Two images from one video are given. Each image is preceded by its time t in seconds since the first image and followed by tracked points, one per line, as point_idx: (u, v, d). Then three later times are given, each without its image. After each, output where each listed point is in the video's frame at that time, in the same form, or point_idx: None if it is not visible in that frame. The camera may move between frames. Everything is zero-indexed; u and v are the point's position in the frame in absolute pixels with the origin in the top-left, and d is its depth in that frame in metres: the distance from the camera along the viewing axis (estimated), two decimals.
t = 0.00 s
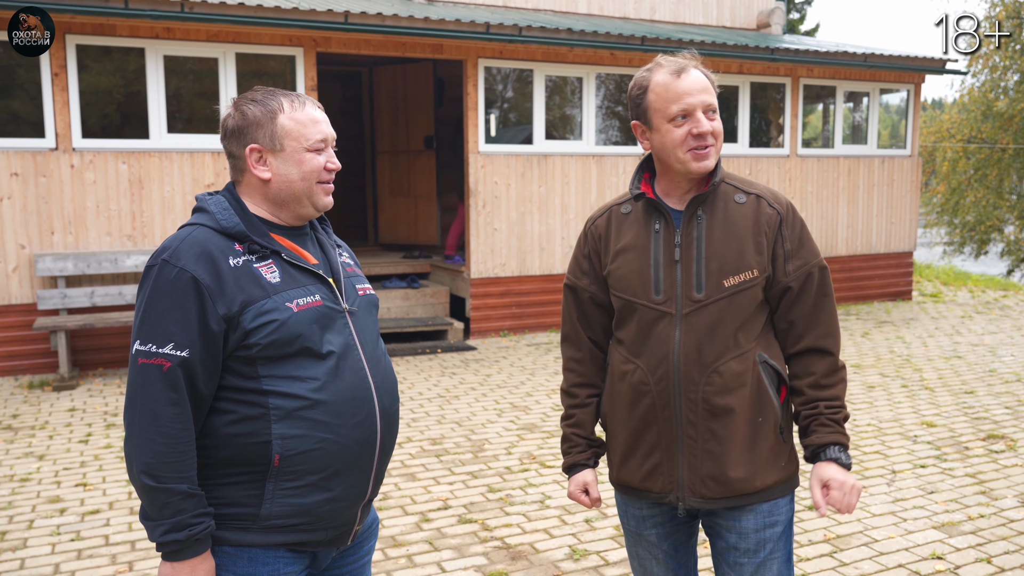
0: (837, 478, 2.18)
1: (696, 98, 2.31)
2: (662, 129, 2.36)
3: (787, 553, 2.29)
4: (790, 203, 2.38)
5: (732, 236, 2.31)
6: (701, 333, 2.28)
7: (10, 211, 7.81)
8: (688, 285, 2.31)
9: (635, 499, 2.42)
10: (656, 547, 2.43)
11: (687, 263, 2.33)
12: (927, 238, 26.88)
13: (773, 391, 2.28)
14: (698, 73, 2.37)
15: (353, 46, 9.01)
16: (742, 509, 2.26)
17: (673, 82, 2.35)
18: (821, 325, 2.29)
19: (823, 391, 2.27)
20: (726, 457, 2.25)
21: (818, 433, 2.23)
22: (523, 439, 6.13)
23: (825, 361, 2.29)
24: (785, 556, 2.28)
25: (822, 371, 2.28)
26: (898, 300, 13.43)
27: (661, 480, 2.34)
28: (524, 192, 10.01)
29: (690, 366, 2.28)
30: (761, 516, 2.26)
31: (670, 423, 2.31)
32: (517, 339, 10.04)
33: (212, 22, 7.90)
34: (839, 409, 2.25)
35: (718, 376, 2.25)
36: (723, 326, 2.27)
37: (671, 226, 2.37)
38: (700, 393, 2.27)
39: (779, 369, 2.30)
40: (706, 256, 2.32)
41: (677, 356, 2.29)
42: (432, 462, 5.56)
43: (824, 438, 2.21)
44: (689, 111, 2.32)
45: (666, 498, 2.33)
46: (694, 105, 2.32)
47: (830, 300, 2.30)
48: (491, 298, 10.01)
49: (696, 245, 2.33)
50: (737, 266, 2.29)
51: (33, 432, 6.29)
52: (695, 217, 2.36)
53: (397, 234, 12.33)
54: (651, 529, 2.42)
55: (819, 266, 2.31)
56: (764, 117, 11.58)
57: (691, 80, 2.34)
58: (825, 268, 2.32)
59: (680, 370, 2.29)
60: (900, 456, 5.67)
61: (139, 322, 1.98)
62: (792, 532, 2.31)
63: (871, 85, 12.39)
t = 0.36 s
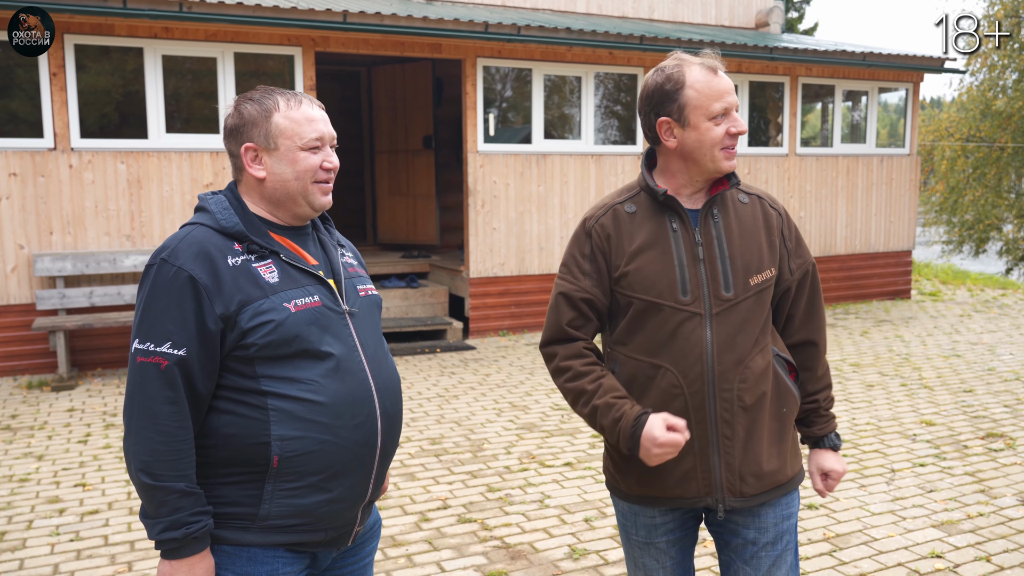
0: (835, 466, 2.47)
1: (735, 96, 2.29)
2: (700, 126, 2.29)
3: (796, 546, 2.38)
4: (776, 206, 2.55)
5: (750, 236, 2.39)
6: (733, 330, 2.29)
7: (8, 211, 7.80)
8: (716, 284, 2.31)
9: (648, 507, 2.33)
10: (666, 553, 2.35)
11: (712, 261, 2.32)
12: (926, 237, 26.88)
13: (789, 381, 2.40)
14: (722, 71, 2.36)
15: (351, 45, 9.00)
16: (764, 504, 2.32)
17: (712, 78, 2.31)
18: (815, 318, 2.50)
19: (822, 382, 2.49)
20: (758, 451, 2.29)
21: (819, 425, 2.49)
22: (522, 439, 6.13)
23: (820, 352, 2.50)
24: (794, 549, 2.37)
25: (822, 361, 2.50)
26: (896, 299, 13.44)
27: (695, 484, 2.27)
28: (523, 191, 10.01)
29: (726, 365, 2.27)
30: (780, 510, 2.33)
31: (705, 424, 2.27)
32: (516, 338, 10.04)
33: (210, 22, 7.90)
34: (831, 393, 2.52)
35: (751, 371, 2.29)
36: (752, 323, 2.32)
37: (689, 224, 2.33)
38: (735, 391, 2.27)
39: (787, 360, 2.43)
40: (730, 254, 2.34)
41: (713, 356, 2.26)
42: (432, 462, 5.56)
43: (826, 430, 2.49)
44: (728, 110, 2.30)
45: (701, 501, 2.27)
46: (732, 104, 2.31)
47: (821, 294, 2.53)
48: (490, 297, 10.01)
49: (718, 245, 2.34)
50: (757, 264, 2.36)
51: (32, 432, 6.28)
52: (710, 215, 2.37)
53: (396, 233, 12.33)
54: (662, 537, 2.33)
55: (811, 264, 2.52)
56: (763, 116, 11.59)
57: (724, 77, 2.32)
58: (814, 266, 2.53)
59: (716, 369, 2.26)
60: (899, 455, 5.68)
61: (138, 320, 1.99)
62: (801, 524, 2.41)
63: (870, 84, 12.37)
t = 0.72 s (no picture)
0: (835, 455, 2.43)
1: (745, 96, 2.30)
2: (711, 126, 2.29)
3: (798, 543, 2.38)
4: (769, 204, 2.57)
5: (750, 236, 2.40)
6: (738, 330, 2.31)
7: (10, 210, 7.81)
8: (720, 284, 2.32)
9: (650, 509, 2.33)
10: (668, 553, 2.35)
11: (717, 262, 2.32)
12: (927, 235, 26.88)
13: (789, 378, 2.43)
14: (731, 69, 2.35)
15: (352, 44, 9.00)
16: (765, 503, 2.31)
17: (723, 77, 2.31)
18: (813, 315, 2.53)
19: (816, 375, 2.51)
20: (764, 450, 2.30)
21: (818, 415, 2.49)
22: (524, 437, 6.13)
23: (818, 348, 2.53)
24: (795, 548, 2.37)
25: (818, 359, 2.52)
26: (898, 297, 13.44)
27: (705, 486, 2.27)
28: (524, 190, 10.01)
29: (732, 365, 2.27)
30: (780, 509, 2.33)
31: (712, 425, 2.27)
32: (517, 337, 10.05)
33: (211, 21, 7.90)
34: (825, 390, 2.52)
35: (756, 370, 2.30)
36: (756, 324, 2.34)
37: (693, 225, 2.34)
38: (742, 391, 2.28)
39: (788, 359, 2.45)
40: (734, 254, 2.35)
41: (719, 356, 2.27)
42: (433, 460, 5.56)
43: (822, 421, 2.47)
44: (737, 110, 2.30)
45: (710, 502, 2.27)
46: (741, 102, 2.31)
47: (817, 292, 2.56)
48: (491, 296, 10.01)
49: (722, 245, 2.35)
50: (760, 264, 2.38)
51: (34, 431, 6.29)
52: (712, 216, 2.38)
53: (397, 232, 12.33)
54: (664, 537, 2.34)
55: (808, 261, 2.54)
56: (763, 114, 11.59)
57: (733, 76, 2.33)
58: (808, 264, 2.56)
59: (723, 370, 2.27)
60: (901, 453, 5.67)
61: (138, 321, 1.98)
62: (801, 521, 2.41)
63: (872, 83, 12.36)
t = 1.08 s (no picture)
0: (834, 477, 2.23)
1: (725, 94, 2.28)
2: (687, 124, 2.30)
3: (800, 549, 2.33)
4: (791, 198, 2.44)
5: (744, 236, 2.34)
6: (719, 334, 2.28)
7: (13, 211, 7.82)
8: (703, 287, 2.30)
9: (642, 504, 2.39)
10: (662, 552, 2.39)
11: (700, 264, 2.32)
12: (930, 236, 26.85)
13: (788, 387, 2.32)
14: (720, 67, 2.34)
15: (356, 45, 9.00)
16: (755, 511, 2.28)
17: (705, 74, 2.30)
18: (832, 318, 2.35)
19: (838, 380, 2.32)
20: (746, 458, 2.26)
21: (831, 422, 2.28)
22: (526, 438, 6.14)
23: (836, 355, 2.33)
24: (798, 557, 2.31)
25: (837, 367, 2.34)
26: (901, 297, 13.43)
27: (678, 487, 2.31)
28: (527, 191, 10.02)
29: (708, 370, 2.27)
30: (773, 518, 2.29)
31: (687, 428, 2.29)
32: (520, 338, 10.05)
33: (214, 22, 7.91)
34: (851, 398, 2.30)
35: (737, 376, 2.26)
36: (741, 328, 2.28)
37: (680, 225, 2.35)
38: (718, 396, 2.27)
39: (791, 365, 2.34)
40: (720, 256, 2.32)
41: (694, 360, 2.28)
42: (436, 461, 5.57)
43: (834, 429, 2.27)
44: (716, 108, 2.29)
45: (684, 504, 2.32)
46: (723, 100, 2.30)
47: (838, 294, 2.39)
48: (494, 296, 10.02)
49: (709, 246, 2.33)
50: (750, 266, 2.31)
51: (38, 432, 6.30)
52: (704, 215, 2.36)
53: (400, 232, 12.34)
54: (657, 534, 2.39)
55: (826, 261, 2.38)
56: (766, 115, 11.58)
57: (719, 74, 2.31)
58: (830, 264, 2.40)
59: (699, 374, 2.27)
60: (904, 454, 5.67)
61: (132, 328, 1.98)
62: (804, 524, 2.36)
63: (874, 83, 12.37)
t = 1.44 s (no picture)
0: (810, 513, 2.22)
1: (700, 95, 2.29)
2: (663, 125, 2.35)
3: (783, 559, 2.28)
4: (794, 203, 2.30)
5: (725, 241, 2.30)
6: (687, 338, 2.29)
7: (16, 210, 7.83)
8: (677, 289, 2.33)
9: (629, 495, 2.48)
10: (652, 542, 2.48)
11: (678, 266, 2.35)
12: (932, 235, 26.79)
13: (763, 400, 2.25)
14: (704, 67, 2.35)
15: (357, 44, 8.99)
16: (729, 517, 2.26)
17: (680, 76, 2.33)
18: (819, 334, 2.23)
19: (815, 413, 2.23)
20: (709, 462, 2.26)
21: (808, 457, 2.22)
22: (528, 436, 6.14)
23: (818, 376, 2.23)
24: (778, 565, 2.27)
25: (820, 387, 2.22)
26: (903, 296, 13.42)
27: (648, 480, 2.39)
28: (528, 189, 10.01)
29: (673, 371, 2.30)
30: (749, 525, 2.26)
31: (656, 425, 2.36)
32: (521, 336, 10.06)
33: (216, 21, 7.91)
34: (830, 431, 2.20)
35: (701, 382, 2.26)
36: (709, 334, 2.27)
37: (670, 226, 2.41)
38: (683, 399, 2.29)
39: (772, 376, 2.27)
40: (699, 260, 2.32)
41: (662, 360, 2.32)
42: (438, 459, 5.57)
43: (810, 467, 2.20)
44: (691, 109, 2.31)
45: (651, 498, 2.39)
46: (698, 101, 2.30)
47: (829, 310, 2.24)
48: (495, 295, 10.02)
49: (690, 249, 2.34)
50: (726, 272, 2.27)
51: (41, 429, 6.32)
52: (693, 218, 2.36)
53: (402, 230, 12.33)
54: (646, 525, 2.47)
55: (818, 273, 2.23)
56: (768, 113, 11.56)
57: (699, 75, 2.32)
58: (824, 276, 2.24)
59: (665, 374, 2.31)
60: (906, 452, 5.66)
61: (131, 327, 1.99)
62: (788, 532, 2.30)
63: (876, 81, 12.35)
